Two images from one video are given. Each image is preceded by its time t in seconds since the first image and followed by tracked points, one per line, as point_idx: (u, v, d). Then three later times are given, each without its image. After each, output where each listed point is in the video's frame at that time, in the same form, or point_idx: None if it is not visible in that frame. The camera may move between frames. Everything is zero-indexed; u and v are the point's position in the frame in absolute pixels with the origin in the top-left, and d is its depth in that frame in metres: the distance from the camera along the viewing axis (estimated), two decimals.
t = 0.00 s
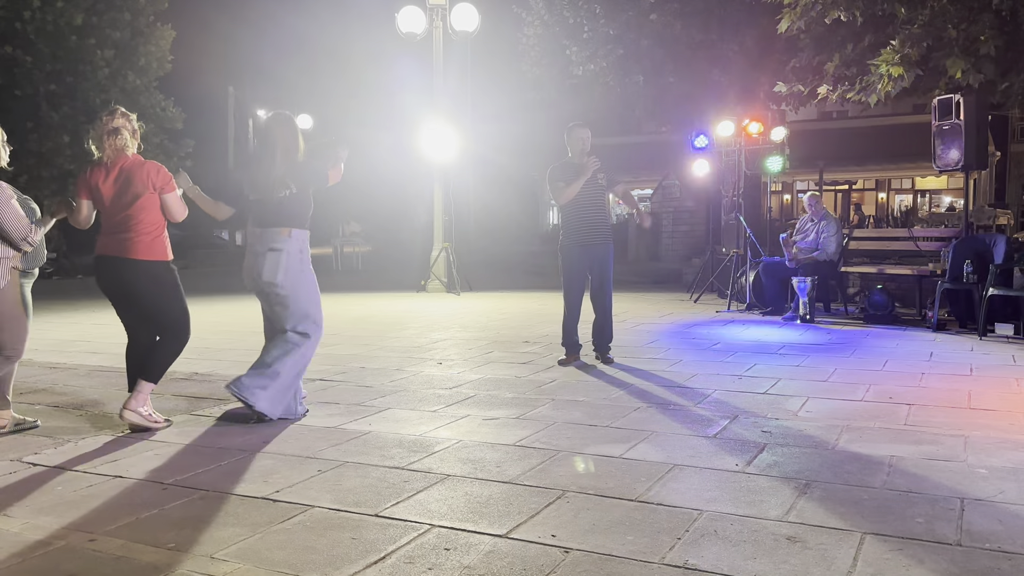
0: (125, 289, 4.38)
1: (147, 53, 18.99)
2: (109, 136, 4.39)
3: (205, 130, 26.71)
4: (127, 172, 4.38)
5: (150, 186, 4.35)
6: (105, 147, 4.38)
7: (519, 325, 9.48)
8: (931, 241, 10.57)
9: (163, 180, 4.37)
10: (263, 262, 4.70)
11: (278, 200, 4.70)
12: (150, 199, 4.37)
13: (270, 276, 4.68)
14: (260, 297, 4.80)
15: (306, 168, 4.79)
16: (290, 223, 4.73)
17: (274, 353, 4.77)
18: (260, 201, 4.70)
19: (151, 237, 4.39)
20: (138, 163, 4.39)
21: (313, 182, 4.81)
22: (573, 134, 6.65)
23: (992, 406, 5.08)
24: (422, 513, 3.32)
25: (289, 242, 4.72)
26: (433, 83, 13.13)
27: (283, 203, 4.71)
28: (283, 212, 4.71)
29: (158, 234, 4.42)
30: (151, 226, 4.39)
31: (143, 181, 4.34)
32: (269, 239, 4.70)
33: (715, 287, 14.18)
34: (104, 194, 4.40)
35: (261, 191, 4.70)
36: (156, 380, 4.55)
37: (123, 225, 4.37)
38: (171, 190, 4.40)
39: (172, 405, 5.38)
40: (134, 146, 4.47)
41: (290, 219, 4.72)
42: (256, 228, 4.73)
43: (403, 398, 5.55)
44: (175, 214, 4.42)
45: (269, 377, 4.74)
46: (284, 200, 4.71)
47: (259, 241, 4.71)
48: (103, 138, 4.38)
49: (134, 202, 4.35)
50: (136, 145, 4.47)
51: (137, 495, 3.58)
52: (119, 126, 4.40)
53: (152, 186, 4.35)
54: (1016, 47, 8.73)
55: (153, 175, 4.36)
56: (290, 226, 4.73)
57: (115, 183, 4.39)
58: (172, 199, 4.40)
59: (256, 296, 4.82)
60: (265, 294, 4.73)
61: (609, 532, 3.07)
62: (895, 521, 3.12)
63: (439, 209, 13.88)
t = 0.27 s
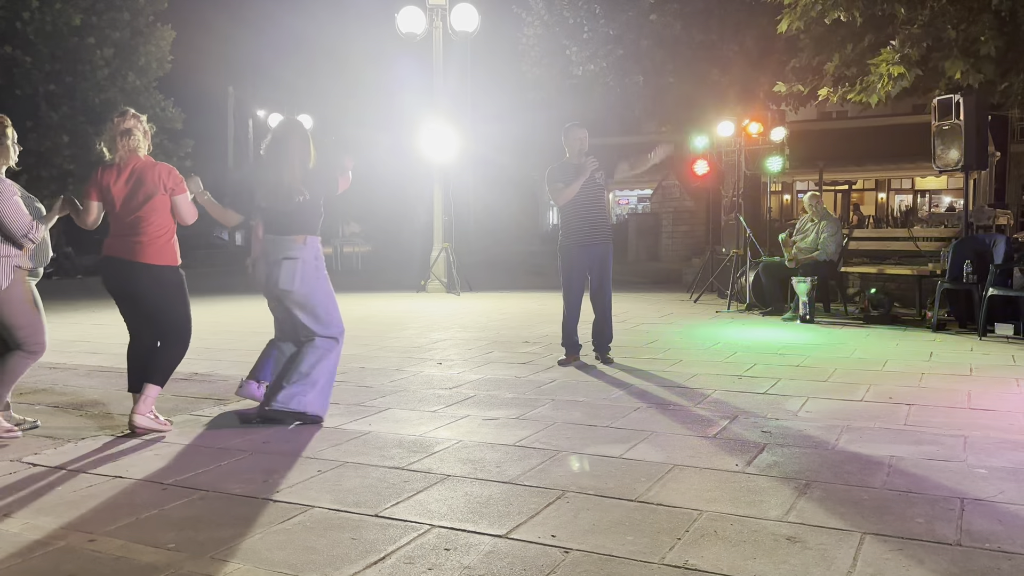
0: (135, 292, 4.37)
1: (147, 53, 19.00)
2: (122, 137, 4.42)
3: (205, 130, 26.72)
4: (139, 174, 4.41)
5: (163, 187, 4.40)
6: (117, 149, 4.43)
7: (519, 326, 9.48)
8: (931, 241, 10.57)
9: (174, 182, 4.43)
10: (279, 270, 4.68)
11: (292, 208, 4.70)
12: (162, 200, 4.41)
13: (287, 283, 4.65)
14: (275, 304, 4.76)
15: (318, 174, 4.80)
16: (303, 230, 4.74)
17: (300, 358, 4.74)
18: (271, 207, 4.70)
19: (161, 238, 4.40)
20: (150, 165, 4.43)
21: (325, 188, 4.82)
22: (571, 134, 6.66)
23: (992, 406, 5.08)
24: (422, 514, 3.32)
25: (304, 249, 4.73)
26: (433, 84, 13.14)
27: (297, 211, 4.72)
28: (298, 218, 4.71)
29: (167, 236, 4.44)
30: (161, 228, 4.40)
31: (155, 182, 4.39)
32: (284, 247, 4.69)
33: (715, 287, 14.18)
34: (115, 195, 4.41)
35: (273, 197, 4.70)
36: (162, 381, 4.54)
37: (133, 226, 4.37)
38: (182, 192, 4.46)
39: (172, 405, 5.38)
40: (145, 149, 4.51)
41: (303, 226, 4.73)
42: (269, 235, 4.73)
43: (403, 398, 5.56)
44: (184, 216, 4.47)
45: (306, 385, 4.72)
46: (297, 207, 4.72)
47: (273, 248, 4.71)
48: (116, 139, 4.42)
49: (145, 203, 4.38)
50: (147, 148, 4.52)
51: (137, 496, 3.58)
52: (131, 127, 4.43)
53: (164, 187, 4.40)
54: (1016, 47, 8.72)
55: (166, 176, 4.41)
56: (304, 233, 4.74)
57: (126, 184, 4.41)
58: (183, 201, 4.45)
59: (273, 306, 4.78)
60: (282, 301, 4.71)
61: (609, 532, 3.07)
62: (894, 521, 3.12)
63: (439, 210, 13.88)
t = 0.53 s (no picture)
0: (141, 290, 4.26)
1: (147, 54, 19.05)
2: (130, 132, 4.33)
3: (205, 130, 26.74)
4: (147, 169, 4.31)
5: (172, 183, 4.29)
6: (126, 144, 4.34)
7: (519, 326, 9.49)
8: (931, 241, 10.58)
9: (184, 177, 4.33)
10: (302, 255, 4.63)
11: (310, 192, 4.67)
12: (171, 196, 4.30)
13: (311, 267, 4.60)
14: (298, 292, 4.70)
15: (330, 160, 4.78)
16: (322, 214, 4.69)
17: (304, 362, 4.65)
18: (282, 193, 4.67)
19: (169, 235, 4.29)
20: (158, 161, 4.34)
21: (340, 174, 4.80)
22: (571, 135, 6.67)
23: (991, 407, 5.08)
24: (422, 514, 3.32)
25: (326, 232, 4.67)
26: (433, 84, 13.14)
27: (315, 195, 4.69)
28: (316, 203, 4.67)
29: (177, 232, 4.33)
30: (170, 224, 4.30)
31: (164, 177, 4.29)
32: (306, 232, 4.64)
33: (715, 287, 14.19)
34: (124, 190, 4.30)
35: (284, 182, 4.65)
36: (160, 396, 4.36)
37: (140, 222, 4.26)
38: (192, 188, 4.36)
39: (172, 405, 5.39)
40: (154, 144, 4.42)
41: (315, 209, 4.66)
42: (288, 223, 4.67)
43: (403, 399, 5.56)
44: (195, 214, 4.37)
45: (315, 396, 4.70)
46: (315, 192, 4.68)
47: (294, 236, 4.65)
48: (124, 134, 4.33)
49: (154, 199, 4.27)
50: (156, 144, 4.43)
51: (137, 496, 3.59)
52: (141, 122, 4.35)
53: (174, 183, 4.30)
54: (1016, 47, 8.70)
55: (175, 172, 4.31)
56: (324, 218, 4.69)
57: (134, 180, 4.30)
58: (191, 197, 4.35)
59: (295, 297, 4.72)
60: (306, 287, 4.64)
61: (609, 533, 3.07)
62: (894, 522, 3.13)
63: (439, 210, 13.86)
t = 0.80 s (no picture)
0: (146, 291, 4.27)
1: (148, 54, 19.02)
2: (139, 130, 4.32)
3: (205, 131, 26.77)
4: (155, 168, 4.31)
5: (178, 183, 4.26)
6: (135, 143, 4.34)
7: (519, 326, 9.49)
8: (931, 242, 10.57)
9: (191, 178, 4.28)
10: (312, 260, 4.64)
11: (324, 196, 4.66)
12: (176, 196, 4.28)
13: (322, 272, 4.62)
14: (308, 296, 4.73)
15: (343, 163, 4.77)
16: (334, 219, 4.70)
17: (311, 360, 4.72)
18: (296, 197, 4.66)
19: (174, 235, 4.27)
20: (166, 161, 4.32)
21: (352, 178, 4.79)
22: (569, 138, 6.68)
23: (992, 407, 5.07)
24: (423, 514, 3.32)
25: (336, 237, 4.69)
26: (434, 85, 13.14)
27: (329, 199, 4.68)
28: (329, 206, 4.68)
29: (183, 232, 4.31)
30: (176, 224, 4.28)
31: (171, 178, 4.26)
32: (317, 237, 4.65)
33: (715, 287, 14.20)
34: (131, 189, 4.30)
35: (298, 186, 4.64)
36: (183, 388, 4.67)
37: (147, 222, 4.26)
38: (199, 189, 4.30)
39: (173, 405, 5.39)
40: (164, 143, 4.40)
41: (329, 214, 4.68)
42: (298, 230, 4.68)
43: (403, 399, 5.55)
44: (203, 217, 4.32)
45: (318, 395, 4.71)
46: (328, 195, 4.67)
47: (304, 241, 4.66)
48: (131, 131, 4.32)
49: (160, 198, 4.27)
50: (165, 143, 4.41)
51: (138, 496, 3.59)
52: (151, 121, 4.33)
53: (179, 183, 4.26)
54: (1017, 48, 8.69)
55: (181, 173, 4.27)
56: (335, 222, 4.70)
57: (142, 179, 4.30)
58: (199, 198, 4.29)
59: (305, 298, 4.75)
60: (317, 291, 4.67)
61: (609, 534, 3.06)
62: (894, 522, 3.13)
63: (439, 210, 13.84)
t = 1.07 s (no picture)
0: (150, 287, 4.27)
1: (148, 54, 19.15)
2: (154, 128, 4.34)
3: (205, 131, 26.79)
4: (168, 165, 4.31)
5: (192, 180, 4.29)
6: (149, 141, 4.35)
7: (520, 327, 9.48)
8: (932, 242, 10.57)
9: (205, 175, 4.31)
10: (326, 254, 4.70)
11: (340, 192, 4.72)
12: (190, 194, 4.30)
13: (335, 266, 4.69)
14: (317, 292, 4.77)
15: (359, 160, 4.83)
16: (350, 215, 4.76)
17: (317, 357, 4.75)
18: (315, 191, 4.70)
19: (186, 232, 4.28)
20: (179, 158, 4.33)
21: (368, 176, 4.85)
22: (569, 141, 6.68)
23: (992, 408, 5.07)
24: (423, 515, 3.32)
25: (352, 233, 4.76)
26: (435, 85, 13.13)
27: (346, 195, 4.74)
28: (346, 203, 4.74)
29: (196, 229, 4.32)
30: (190, 222, 4.29)
31: (184, 175, 4.27)
32: (331, 231, 4.70)
33: (715, 288, 14.19)
34: (144, 187, 4.30)
35: (317, 181, 4.69)
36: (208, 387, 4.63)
37: (162, 220, 4.26)
38: (213, 185, 4.34)
39: (173, 406, 5.39)
40: (178, 140, 4.41)
41: (347, 211, 4.74)
42: (315, 222, 4.72)
43: (404, 400, 5.55)
44: (218, 211, 4.37)
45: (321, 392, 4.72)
46: (344, 192, 4.74)
47: (320, 235, 4.71)
48: (146, 129, 4.32)
49: (174, 196, 4.27)
50: (179, 140, 4.40)
51: (138, 496, 3.59)
52: (166, 118, 4.34)
53: (193, 181, 4.29)
54: (1017, 48, 8.69)
55: (195, 170, 4.29)
56: (351, 219, 4.76)
57: (155, 176, 4.30)
58: (213, 194, 4.33)
59: (313, 294, 4.78)
60: (328, 287, 4.72)
61: (609, 534, 3.06)
62: (894, 523, 3.13)
63: (439, 211, 13.83)
